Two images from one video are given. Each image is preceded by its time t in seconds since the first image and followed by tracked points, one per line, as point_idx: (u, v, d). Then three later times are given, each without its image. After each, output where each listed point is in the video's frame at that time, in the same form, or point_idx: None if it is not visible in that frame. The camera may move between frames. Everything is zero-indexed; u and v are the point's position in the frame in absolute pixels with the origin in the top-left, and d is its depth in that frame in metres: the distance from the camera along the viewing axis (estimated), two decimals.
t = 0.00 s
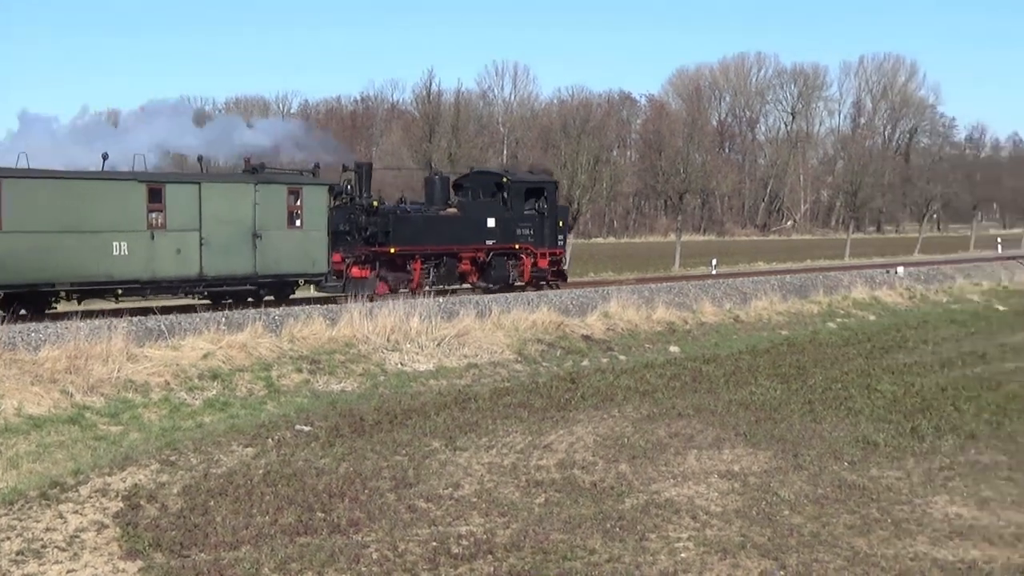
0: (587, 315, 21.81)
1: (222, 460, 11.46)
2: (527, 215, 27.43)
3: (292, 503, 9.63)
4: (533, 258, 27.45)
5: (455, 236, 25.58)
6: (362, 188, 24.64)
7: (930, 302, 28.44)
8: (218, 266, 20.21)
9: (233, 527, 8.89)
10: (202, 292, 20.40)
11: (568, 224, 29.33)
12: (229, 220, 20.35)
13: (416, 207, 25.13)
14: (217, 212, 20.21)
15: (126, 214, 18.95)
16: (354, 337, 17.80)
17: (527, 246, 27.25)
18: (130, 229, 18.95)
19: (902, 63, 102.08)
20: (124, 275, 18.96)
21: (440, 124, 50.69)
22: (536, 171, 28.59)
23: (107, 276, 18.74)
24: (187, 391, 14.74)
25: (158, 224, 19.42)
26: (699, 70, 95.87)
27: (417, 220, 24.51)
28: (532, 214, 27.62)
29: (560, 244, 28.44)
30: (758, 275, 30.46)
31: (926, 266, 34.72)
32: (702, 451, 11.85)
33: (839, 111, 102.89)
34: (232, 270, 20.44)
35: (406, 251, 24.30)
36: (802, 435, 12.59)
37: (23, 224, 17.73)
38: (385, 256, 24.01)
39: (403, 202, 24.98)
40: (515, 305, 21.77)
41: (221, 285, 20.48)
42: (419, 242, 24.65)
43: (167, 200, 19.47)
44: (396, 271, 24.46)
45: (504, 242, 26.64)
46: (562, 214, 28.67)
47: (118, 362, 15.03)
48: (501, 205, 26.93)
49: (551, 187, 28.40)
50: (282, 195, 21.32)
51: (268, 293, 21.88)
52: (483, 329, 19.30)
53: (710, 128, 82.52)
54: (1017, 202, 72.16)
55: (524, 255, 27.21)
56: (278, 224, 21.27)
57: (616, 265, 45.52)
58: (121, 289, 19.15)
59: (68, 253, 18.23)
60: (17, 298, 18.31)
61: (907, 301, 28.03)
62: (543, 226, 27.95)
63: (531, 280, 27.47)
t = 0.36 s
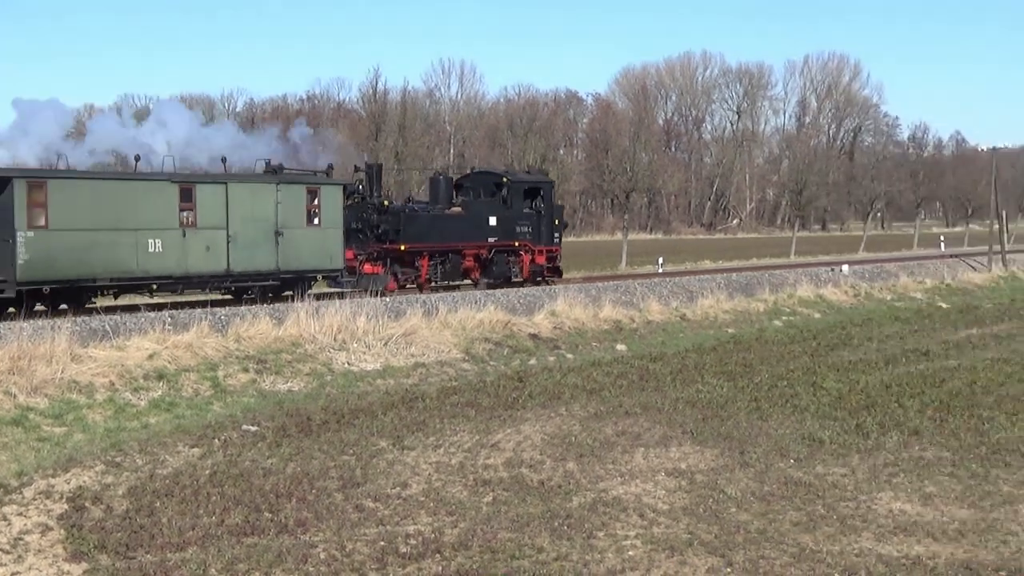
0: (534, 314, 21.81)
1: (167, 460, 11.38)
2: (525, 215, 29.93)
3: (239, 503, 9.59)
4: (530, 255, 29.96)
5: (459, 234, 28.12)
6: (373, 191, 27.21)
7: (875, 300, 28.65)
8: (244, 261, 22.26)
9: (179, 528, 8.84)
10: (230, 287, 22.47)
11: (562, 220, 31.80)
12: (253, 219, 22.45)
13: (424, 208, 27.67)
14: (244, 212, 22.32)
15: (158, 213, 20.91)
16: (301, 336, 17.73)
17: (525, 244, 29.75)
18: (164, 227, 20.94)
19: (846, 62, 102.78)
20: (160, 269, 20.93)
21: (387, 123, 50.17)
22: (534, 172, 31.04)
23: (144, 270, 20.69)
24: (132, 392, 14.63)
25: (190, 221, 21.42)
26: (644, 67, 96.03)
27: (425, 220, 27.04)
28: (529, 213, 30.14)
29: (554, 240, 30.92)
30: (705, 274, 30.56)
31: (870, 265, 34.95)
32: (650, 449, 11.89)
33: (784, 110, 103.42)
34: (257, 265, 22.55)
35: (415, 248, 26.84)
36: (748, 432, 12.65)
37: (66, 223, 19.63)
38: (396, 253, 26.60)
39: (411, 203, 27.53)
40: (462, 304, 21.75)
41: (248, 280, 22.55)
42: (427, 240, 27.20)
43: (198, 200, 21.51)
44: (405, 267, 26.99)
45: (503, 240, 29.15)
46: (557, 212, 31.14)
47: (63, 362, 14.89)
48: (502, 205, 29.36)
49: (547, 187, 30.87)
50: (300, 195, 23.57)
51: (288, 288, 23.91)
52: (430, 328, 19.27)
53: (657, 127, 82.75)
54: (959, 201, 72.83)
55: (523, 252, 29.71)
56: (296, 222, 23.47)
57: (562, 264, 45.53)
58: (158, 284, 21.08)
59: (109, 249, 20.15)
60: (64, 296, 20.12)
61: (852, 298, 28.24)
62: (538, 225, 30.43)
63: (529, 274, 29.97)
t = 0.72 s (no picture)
0: (490, 314, 21.80)
1: (121, 462, 11.31)
2: (531, 214, 30.83)
3: (194, 504, 9.55)
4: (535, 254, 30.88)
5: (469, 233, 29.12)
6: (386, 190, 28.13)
7: (830, 299, 28.80)
8: (272, 259, 23.39)
9: (133, 530, 8.78)
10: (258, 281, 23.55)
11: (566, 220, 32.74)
12: (281, 219, 23.54)
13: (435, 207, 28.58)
14: (272, 211, 23.38)
15: (195, 212, 21.91)
16: (256, 337, 17.65)
17: (530, 243, 30.66)
18: (202, 226, 21.98)
19: (800, 63, 103.30)
20: (196, 266, 21.95)
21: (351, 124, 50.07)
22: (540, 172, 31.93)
23: (182, 267, 21.71)
24: (86, 392, 14.52)
25: (224, 221, 22.47)
26: (600, 66, 96.09)
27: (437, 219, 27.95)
28: (535, 213, 31.05)
29: (557, 239, 31.83)
30: (662, 274, 30.65)
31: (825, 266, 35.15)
32: (606, 449, 11.91)
33: (739, 111, 103.78)
34: (284, 262, 23.65)
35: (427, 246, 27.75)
36: (704, 431, 12.70)
37: (115, 222, 20.60)
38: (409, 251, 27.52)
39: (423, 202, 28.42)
40: (417, 304, 21.71)
41: (275, 277, 23.71)
42: (439, 239, 28.10)
43: (231, 200, 22.52)
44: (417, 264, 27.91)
45: (509, 239, 30.06)
46: (561, 213, 32.05)
47: (16, 362, 14.77)
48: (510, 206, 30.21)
49: (551, 188, 31.79)
50: (324, 195, 24.69)
51: (311, 282, 25.06)
52: (386, 328, 19.24)
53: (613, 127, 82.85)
54: (912, 202, 73.34)
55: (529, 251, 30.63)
56: (321, 221, 24.59)
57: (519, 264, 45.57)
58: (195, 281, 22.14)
59: (152, 247, 21.12)
60: (110, 289, 21.21)
61: (807, 298, 28.38)
62: (543, 224, 31.34)
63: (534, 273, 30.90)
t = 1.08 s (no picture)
0: (450, 314, 21.77)
1: (80, 463, 11.25)
2: (533, 214, 32.78)
3: (154, 505, 9.50)
4: (538, 251, 32.79)
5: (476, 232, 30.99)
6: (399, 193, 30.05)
7: (789, 299, 28.93)
8: (298, 256, 25.33)
9: (92, 531, 8.74)
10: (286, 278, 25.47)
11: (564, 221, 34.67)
12: (304, 218, 25.53)
13: (445, 207, 30.49)
14: (297, 211, 25.40)
15: (228, 212, 23.94)
16: (216, 336, 17.59)
17: (533, 241, 32.57)
18: (233, 224, 23.97)
19: (759, 63, 103.71)
20: (229, 263, 23.94)
21: (312, 122, 50.57)
22: (539, 176, 33.94)
23: (217, 263, 23.69)
24: (44, 393, 14.40)
25: (254, 220, 24.47)
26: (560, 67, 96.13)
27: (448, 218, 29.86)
28: (537, 212, 33.00)
29: (558, 237, 33.78)
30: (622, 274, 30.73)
31: (785, 265, 35.28)
32: (567, 448, 11.91)
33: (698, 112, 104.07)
34: (311, 259, 25.61)
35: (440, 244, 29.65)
36: (665, 431, 12.73)
37: (153, 220, 22.61)
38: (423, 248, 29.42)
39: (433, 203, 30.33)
40: (378, 304, 21.67)
41: (301, 274, 25.61)
42: (450, 237, 30.02)
43: (261, 201, 24.57)
44: (429, 261, 29.80)
45: (514, 237, 31.98)
46: (561, 212, 34.00)
47: None
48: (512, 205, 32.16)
49: (551, 189, 33.76)
50: (344, 196, 26.70)
51: (335, 279, 27.06)
52: (346, 328, 19.20)
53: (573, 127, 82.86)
54: (871, 203, 73.75)
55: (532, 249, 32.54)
56: (342, 220, 26.56)
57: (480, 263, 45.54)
58: (227, 276, 24.10)
59: (187, 244, 23.08)
60: (151, 284, 23.14)
61: (766, 297, 28.49)
62: (545, 222, 33.26)
63: (538, 269, 32.81)
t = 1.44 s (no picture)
0: (433, 314, 21.75)
1: (63, 464, 11.22)
2: (557, 212, 33.69)
3: (136, 506, 9.48)
4: (560, 249, 33.74)
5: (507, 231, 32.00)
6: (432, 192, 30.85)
7: (771, 297, 28.96)
8: (343, 254, 26.22)
9: (74, 532, 8.72)
10: (330, 275, 26.35)
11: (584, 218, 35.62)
12: (348, 218, 26.41)
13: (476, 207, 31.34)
14: (340, 211, 26.26)
15: (277, 212, 24.80)
16: (198, 337, 17.56)
17: (557, 239, 33.51)
18: (282, 224, 24.82)
19: (741, 62, 103.85)
20: (278, 260, 24.79)
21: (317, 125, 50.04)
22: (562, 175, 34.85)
23: (268, 261, 24.54)
24: (26, 394, 14.34)
25: (301, 219, 25.34)
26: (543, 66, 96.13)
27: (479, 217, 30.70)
28: (561, 211, 33.92)
29: (580, 235, 34.71)
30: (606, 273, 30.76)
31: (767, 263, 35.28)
32: (550, 448, 11.91)
33: (680, 111, 104.17)
34: (354, 257, 26.49)
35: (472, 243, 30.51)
36: (648, 429, 12.74)
37: (209, 221, 23.40)
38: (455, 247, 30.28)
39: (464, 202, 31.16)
40: (361, 303, 21.64)
41: (344, 270, 26.48)
42: (482, 236, 30.88)
43: (307, 200, 25.44)
44: (461, 259, 30.67)
45: (540, 235, 32.89)
46: (582, 211, 34.93)
47: None
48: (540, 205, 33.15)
49: (574, 188, 34.68)
50: (386, 195, 27.57)
51: (375, 276, 27.91)
52: (329, 328, 19.18)
53: (555, 127, 82.90)
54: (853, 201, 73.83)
55: (555, 247, 33.48)
56: (382, 220, 27.42)
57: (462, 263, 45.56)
58: (276, 274, 24.94)
59: (240, 243, 23.94)
60: (208, 282, 23.95)
61: (748, 296, 28.50)
62: (567, 220, 34.19)
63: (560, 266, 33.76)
